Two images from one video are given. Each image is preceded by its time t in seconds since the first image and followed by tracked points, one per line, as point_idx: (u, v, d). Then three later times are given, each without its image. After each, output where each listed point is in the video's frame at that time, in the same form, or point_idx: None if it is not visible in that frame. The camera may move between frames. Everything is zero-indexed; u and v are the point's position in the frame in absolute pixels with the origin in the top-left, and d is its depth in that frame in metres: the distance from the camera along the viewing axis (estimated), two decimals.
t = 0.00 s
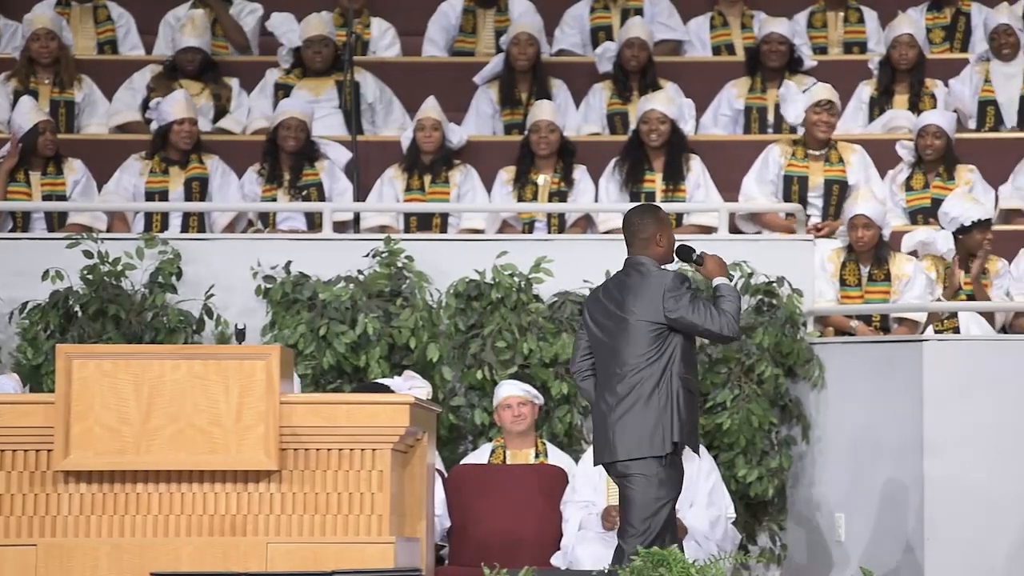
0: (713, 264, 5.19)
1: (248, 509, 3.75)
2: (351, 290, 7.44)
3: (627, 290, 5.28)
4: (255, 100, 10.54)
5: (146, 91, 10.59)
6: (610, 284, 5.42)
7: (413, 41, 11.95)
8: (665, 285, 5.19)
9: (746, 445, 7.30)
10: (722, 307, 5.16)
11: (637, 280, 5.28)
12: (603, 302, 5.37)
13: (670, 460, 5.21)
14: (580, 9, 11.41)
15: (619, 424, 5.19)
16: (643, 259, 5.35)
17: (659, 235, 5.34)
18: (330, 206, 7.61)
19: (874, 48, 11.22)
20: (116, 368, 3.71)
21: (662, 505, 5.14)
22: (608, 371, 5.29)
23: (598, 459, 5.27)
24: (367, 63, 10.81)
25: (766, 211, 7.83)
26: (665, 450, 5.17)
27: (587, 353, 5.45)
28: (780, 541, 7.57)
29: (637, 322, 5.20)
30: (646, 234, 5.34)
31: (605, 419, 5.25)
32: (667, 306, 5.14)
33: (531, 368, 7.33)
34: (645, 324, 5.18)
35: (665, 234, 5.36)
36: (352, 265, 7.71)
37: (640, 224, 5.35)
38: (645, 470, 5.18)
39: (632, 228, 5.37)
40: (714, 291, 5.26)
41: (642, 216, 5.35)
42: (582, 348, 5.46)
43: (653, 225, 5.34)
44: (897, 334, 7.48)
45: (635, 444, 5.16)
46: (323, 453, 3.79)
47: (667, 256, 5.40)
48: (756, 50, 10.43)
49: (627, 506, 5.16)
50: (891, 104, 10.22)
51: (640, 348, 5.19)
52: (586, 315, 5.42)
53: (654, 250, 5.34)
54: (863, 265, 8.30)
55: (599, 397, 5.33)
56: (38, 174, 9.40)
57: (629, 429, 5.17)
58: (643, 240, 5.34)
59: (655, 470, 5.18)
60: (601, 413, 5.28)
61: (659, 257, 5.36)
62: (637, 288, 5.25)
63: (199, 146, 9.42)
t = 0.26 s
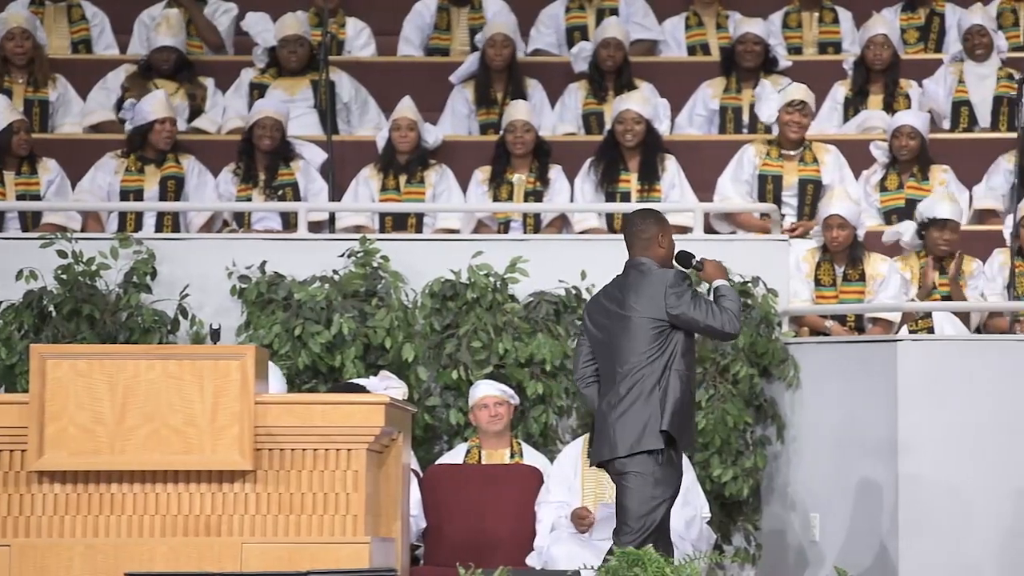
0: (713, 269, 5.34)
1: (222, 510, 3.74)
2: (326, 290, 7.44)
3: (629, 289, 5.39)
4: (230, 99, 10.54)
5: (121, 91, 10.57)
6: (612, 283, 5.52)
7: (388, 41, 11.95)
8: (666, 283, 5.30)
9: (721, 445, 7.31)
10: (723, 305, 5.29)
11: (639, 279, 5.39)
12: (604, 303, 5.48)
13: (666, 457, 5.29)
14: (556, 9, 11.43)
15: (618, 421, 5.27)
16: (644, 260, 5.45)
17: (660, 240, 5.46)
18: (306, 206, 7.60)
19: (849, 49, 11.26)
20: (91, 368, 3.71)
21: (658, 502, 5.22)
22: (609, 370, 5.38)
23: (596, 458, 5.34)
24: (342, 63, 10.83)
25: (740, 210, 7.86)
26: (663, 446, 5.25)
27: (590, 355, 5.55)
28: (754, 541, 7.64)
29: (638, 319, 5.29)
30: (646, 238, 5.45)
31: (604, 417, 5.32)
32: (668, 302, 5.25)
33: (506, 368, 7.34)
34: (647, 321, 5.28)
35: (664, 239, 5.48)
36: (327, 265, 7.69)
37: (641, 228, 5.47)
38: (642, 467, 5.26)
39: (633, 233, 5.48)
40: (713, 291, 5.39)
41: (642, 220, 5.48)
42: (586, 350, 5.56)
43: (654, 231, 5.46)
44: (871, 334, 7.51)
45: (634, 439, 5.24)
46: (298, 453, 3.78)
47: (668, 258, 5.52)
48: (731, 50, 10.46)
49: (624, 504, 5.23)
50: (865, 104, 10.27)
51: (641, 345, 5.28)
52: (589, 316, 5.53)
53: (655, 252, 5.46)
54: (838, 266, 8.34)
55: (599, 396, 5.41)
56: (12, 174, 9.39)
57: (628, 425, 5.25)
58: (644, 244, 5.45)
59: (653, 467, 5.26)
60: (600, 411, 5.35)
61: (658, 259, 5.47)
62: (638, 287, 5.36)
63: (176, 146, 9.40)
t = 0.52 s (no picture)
0: (716, 273, 5.35)
1: (196, 510, 3.73)
2: (300, 291, 7.43)
3: (634, 286, 5.38)
4: (203, 100, 10.51)
5: (94, 91, 10.55)
6: (617, 281, 5.52)
7: (362, 41, 11.93)
8: (673, 279, 5.29)
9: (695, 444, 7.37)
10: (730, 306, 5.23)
11: (645, 276, 5.37)
12: (610, 300, 5.46)
13: (678, 454, 5.29)
14: (530, 9, 11.43)
15: (627, 418, 5.25)
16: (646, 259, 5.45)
17: (661, 243, 5.43)
18: (279, 206, 7.58)
19: (822, 49, 11.31)
20: (63, 368, 3.68)
21: (675, 498, 5.21)
22: (615, 367, 5.37)
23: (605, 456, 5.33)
24: (315, 63, 10.80)
25: (715, 211, 7.85)
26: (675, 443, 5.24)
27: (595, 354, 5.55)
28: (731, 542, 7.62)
29: (646, 315, 5.28)
30: (648, 240, 5.43)
31: (613, 414, 5.32)
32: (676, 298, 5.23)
33: (481, 368, 7.35)
34: (653, 317, 5.27)
35: (668, 240, 5.44)
36: (301, 265, 7.68)
37: (643, 230, 5.45)
38: (654, 465, 5.24)
39: (635, 234, 5.47)
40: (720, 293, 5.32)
41: (645, 221, 5.44)
42: (590, 351, 5.56)
43: (656, 234, 5.43)
44: (844, 334, 7.55)
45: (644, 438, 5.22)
46: (272, 453, 3.78)
47: (672, 258, 5.49)
48: (705, 50, 10.50)
49: (642, 503, 5.22)
50: (839, 105, 10.30)
51: (649, 341, 5.28)
52: (594, 315, 5.52)
53: (658, 252, 5.43)
54: (811, 266, 8.37)
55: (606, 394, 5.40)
56: None
57: (638, 422, 5.23)
58: (646, 248, 5.43)
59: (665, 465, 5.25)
60: (609, 408, 5.34)
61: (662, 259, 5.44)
62: (645, 282, 5.35)
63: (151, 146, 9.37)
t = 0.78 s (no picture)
0: (710, 266, 5.42)
1: (163, 511, 3.65)
2: (267, 290, 7.41)
3: (622, 286, 5.51)
4: (171, 99, 10.51)
5: (60, 91, 10.53)
6: (605, 281, 5.66)
7: (330, 41, 11.90)
8: (660, 278, 5.43)
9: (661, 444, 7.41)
10: (718, 302, 5.40)
11: (633, 276, 5.51)
12: (599, 299, 5.60)
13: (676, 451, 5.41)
14: (498, 9, 11.45)
15: (620, 418, 5.39)
16: (633, 258, 5.58)
17: (649, 240, 5.57)
18: (247, 206, 7.56)
19: (790, 50, 11.33)
20: (28, 368, 3.59)
21: (677, 494, 5.34)
22: (605, 366, 5.51)
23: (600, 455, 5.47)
24: (282, 63, 10.79)
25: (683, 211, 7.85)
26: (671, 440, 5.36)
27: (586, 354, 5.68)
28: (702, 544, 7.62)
29: (634, 315, 5.41)
30: (637, 237, 5.57)
31: (606, 412, 5.46)
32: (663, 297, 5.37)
33: (448, 369, 7.33)
34: (642, 316, 5.40)
35: (656, 237, 5.58)
36: (269, 265, 7.67)
37: (631, 227, 5.59)
38: (652, 462, 5.37)
39: (625, 232, 5.60)
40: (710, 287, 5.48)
41: (634, 219, 5.59)
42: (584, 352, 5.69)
43: (644, 231, 5.57)
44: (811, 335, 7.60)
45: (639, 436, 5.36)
46: (239, 453, 3.69)
47: (661, 255, 5.62)
48: (673, 50, 10.53)
49: (647, 500, 5.34)
50: (806, 106, 10.34)
51: (639, 341, 5.41)
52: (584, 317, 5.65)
53: (647, 249, 5.57)
54: (779, 266, 8.41)
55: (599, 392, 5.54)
56: None
57: (632, 422, 5.36)
58: (635, 244, 5.57)
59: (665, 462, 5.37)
60: (602, 407, 5.48)
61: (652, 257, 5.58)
62: (633, 283, 5.48)
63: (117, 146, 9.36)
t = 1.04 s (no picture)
0: (699, 260, 5.87)
1: (126, 511, 3.63)
2: (232, 290, 7.40)
3: (614, 293, 5.57)
4: (135, 99, 10.51)
5: (23, 90, 10.47)
6: (597, 285, 5.71)
7: (293, 40, 11.86)
8: (652, 285, 5.49)
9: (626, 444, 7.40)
10: (711, 305, 5.44)
11: (625, 282, 5.56)
12: (592, 302, 5.66)
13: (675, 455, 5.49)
14: (462, 8, 11.46)
15: (613, 424, 5.48)
16: (624, 262, 5.64)
17: (644, 240, 5.61)
18: (211, 206, 7.54)
19: (754, 50, 11.34)
20: None
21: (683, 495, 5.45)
22: (598, 371, 5.58)
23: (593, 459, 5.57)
24: (247, 62, 10.78)
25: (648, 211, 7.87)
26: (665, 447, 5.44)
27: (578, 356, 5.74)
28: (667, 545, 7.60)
29: (626, 323, 5.48)
30: (632, 239, 5.61)
31: (599, 417, 5.54)
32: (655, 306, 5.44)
33: (414, 368, 7.36)
34: (634, 324, 5.47)
35: (651, 237, 5.63)
36: (233, 265, 7.64)
37: (626, 227, 5.63)
38: (649, 467, 5.46)
39: (620, 232, 5.64)
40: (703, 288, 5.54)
41: (629, 220, 5.62)
42: (578, 351, 5.72)
43: (640, 231, 5.61)
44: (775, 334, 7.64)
45: (631, 443, 5.44)
46: (203, 453, 3.67)
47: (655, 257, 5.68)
48: (637, 51, 10.53)
49: (655, 504, 5.45)
50: (770, 106, 10.38)
51: (632, 348, 5.48)
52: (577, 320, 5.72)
53: (643, 252, 5.62)
54: (743, 266, 8.46)
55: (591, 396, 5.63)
56: None
57: (625, 429, 5.45)
58: (629, 244, 5.62)
59: (660, 467, 5.45)
60: (595, 411, 5.57)
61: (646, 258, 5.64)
62: (625, 289, 5.54)
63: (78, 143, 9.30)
